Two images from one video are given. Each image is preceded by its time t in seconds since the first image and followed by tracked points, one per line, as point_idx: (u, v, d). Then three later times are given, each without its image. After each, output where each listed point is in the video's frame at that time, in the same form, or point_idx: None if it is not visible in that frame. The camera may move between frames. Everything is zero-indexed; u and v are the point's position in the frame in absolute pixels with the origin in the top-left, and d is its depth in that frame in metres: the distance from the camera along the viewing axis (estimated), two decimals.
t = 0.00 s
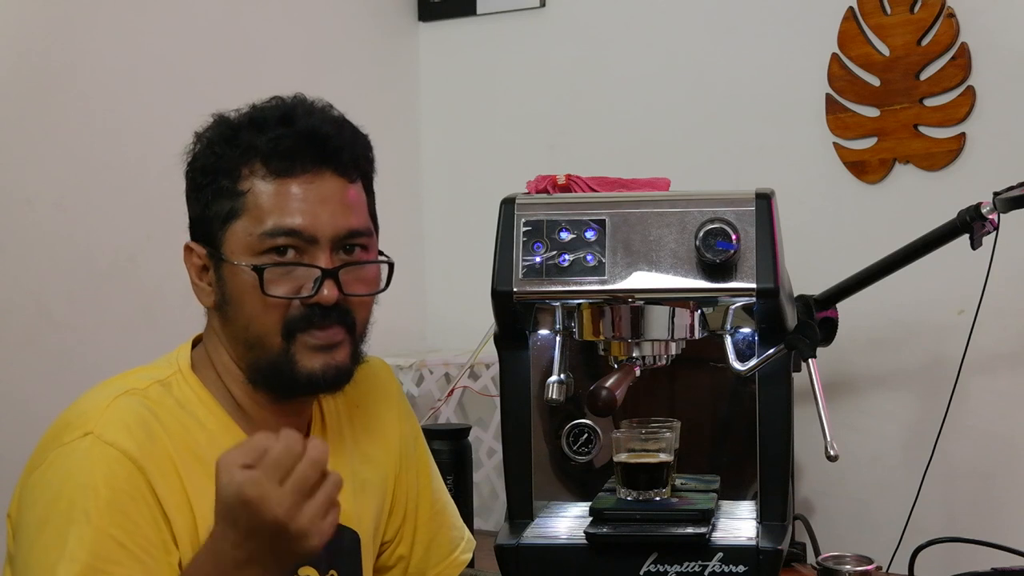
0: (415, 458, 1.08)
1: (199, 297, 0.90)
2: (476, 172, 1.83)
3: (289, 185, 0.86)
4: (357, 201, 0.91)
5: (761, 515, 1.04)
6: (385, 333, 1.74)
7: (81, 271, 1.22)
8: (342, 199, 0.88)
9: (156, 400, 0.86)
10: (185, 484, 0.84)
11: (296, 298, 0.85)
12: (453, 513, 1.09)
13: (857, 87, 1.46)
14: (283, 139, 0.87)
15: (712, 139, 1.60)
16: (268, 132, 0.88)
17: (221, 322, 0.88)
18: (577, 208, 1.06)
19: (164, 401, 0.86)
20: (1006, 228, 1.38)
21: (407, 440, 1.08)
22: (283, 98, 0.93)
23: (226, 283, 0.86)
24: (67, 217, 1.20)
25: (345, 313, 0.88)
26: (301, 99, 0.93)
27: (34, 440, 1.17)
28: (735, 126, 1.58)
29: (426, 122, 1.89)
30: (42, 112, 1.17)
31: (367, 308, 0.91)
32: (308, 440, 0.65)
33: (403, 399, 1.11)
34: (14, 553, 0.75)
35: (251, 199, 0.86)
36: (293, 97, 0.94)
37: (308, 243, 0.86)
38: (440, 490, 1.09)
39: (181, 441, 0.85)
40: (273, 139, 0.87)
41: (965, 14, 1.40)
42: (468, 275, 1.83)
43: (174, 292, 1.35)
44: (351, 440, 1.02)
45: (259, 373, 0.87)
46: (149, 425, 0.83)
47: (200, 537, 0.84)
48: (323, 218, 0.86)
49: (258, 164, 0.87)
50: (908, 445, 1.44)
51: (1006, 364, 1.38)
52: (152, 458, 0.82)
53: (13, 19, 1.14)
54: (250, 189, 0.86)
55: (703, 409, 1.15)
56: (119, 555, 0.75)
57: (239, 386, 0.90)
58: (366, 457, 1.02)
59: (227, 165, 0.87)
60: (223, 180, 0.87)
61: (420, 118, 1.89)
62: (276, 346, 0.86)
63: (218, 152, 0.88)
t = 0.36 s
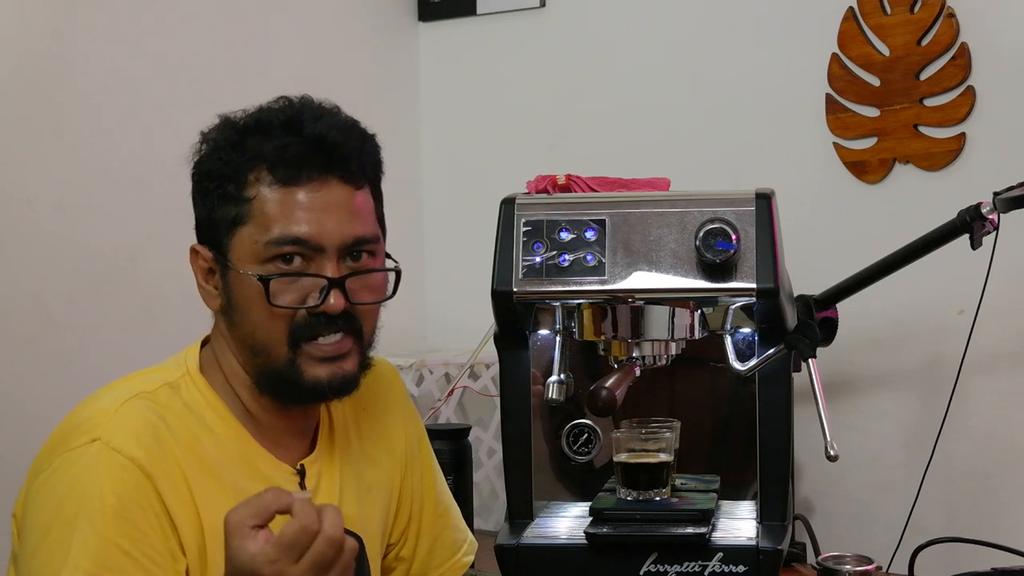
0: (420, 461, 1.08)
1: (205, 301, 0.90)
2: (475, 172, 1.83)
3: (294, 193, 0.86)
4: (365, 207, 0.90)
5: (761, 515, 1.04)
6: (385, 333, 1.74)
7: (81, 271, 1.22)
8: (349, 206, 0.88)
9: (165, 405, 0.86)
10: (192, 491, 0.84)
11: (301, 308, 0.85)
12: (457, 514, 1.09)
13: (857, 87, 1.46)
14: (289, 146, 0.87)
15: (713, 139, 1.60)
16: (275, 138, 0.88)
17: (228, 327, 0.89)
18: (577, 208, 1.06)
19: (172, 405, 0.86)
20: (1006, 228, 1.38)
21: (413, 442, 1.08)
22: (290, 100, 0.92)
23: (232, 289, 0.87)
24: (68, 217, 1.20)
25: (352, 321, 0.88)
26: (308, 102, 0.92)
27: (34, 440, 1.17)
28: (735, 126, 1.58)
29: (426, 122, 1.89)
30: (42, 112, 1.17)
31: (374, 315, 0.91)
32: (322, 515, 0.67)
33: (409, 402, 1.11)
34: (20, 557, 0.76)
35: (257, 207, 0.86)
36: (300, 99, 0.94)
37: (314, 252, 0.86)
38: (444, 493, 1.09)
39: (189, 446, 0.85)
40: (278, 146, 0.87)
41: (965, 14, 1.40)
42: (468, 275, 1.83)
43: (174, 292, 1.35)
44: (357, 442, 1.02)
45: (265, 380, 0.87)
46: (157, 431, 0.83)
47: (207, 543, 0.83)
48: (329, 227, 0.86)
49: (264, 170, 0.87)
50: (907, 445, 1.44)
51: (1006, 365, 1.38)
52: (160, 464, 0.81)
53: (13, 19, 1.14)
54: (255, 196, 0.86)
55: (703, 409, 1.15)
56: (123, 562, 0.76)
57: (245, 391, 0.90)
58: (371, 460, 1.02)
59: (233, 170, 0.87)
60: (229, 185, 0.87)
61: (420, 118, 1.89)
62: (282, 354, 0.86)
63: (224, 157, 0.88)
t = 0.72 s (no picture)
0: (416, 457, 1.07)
1: (211, 296, 0.90)
2: (475, 172, 1.83)
3: (312, 186, 0.86)
4: (377, 202, 0.91)
5: (761, 515, 1.04)
6: (385, 333, 1.74)
7: (81, 271, 1.22)
8: (363, 200, 0.89)
9: (169, 396, 0.86)
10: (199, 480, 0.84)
11: (320, 299, 0.85)
12: (454, 511, 1.09)
13: (857, 87, 1.46)
14: (306, 141, 0.87)
15: (713, 139, 1.60)
16: (290, 133, 0.88)
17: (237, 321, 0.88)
18: (577, 208, 1.06)
19: (177, 397, 0.86)
20: (1006, 228, 1.38)
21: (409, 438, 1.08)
22: (299, 97, 0.92)
23: (246, 283, 0.86)
24: (67, 217, 1.20)
25: (366, 313, 0.88)
26: (318, 100, 0.92)
27: (34, 439, 1.17)
28: (735, 126, 1.58)
29: (426, 122, 1.89)
30: (42, 111, 1.17)
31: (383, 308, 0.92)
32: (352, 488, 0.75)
33: (404, 396, 1.11)
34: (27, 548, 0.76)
35: (274, 200, 0.86)
36: (307, 96, 0.94)
37: (331, 243, 0.86)
38: (441, 488, 1.09)
39: (196, 437, 0.85)
40: (295, 141, 0.87)
41: (965, 14, 1.40)
42: (468, 276, 1.83)
43: (174, 292, 1.35)
44: (356, 439, 1.02)
45: (280, 373, 0.87)
46: (164, 421, 0.83)
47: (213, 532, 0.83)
48: (348, 219, 0.87)
49: (280, 165, 0.87)
50: (907, 445, 1.44)
51: (1006, 365, 1.38)
52: (167, 453, 0.82)
53: (13, 19, 1.14)
54: (270, 190, 0.86)
55: (703, 409, 1.15)
56: (135, 549, 0.76)
57: (254, 386, 0.90)
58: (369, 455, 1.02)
59: (248, 165, 0.87)
60: (243, 180, 0.87)
61: (420, 118, 1.89)
62: (299, 346, 0.86)
63: (238, 151, 0.88)
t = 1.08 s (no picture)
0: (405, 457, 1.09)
1: (279, 286, 0.89)
2: (476, 172, 1.83)
3: (403, 193, 0.94)
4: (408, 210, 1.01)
5: (761, 515, 1.04)
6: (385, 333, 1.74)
7: (82, 271, 1.22)
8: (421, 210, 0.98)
9: (176, 395, 0.86)
10: (212, 475, 0.84)
11: (405, 298, 0.94)
12: (443, 507, 1.09)
13: (857, 87, 1.46)
14: (400, 150, 0.94)
15: (713, 139, 1.60)
16: (385, 139, 0.93)
17: (315, 316, 0.90)
18: (577, 208, 1.06)
19: (184, 396, 0.86)
20: (1007, 228, 1.38)
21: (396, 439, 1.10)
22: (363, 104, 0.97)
23: (343, 276, 0.90)
24: (67, 217, 1.20)
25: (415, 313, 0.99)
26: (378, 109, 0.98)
27: (34, 439, 1.17)
28: (735, 126, 1.58)
29: (426, 121, 1.89)
30: (42, 111, 1.17)
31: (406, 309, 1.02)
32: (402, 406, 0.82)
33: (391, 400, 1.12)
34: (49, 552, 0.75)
35: (374, 201, 0.91)
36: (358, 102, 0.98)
37: (411, 249, 0.95)
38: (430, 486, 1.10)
39: (207, 435, 0.85)
40: (392, 145, 0.93)
41: (965, 14, 1.40)
42: (468, 275, 1.83)
43: (174, 292, 1.35)
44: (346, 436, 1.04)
45: (358, 366, 0.93)
46: (175, 419, 0.83)
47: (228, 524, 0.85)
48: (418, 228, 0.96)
49: (377, 169, 0.92)
50: (907, 444, 1.44)
51: (1005, 365, 1.38)
52: (183, 450, 0.82)
53: (13, 19, 1.14)
54: (370, 190, 0.91)
55: (703, 409, 1.15)
56: (165, 545, 0.76)
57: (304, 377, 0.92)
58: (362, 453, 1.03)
59: (347, 163, 0.90)
60: (344, 177, 0.90)
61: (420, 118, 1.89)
62: (383, 342, 0.94)
63: (335, 147, 0.90)
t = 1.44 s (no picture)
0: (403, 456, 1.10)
1: (291, 287, 0.90)
2: (476, 172, 1.83)
3: (415, 202, 0.97)
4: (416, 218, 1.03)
5: (761, 515, 1.04)
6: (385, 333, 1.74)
7: (82, 271, 1.22)
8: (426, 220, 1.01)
9: (176, 396, 0.86)
10: (208, 477, 0.84)
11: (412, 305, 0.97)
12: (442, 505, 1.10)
13: (857, 87, 1.46)
14: (413, 159, 0.96)
15: (713, 139, 1.60)
16: (401, 148, 0.96)
17: (326, 319, 0.92)
18: (577, 208, 1.06)
19: (183, 397, 0.86)
20: (1007, 228, 1.38)
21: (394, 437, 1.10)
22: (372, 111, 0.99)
23: (357, 282, 0.91)
24: (67, 217, 1.20)
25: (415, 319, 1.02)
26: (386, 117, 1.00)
27: (34, 439, 1.17)
28: (735, 126, 1.58)
29: (426, 121, 1.89)
30: (42, 111, 1.17)
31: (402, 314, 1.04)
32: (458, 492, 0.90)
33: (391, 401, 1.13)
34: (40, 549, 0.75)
35: (390, 208, 0.94)
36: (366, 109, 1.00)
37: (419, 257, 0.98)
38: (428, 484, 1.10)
39: (204, 436, 0.86)
40: (405, 154, 0.96)
41: (965, 14, 1.40)
42: (468, 275, 1.83)
43: (174, 292, 1.35)
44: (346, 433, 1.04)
45: (361, 368, 0.95)
46: (173, 420, 0.83)
47: (222, 527, 0.84)
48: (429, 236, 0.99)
49: (392, 177, 0.95)
50: (907, 444, 1.44)
51: (1005, 365, 1.38)
52: (179, 451, 0.82)
53: (13, 19, 1.14)
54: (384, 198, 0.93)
55: (703, 409, 1.15)
56: (153, 547, 0.76)
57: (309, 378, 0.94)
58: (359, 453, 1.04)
59: (364, 168, 0.92)
60: (361, 182, 0.92)
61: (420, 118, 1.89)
62: (387, 346, 0.96)
63: (353, 152, 0.92)
